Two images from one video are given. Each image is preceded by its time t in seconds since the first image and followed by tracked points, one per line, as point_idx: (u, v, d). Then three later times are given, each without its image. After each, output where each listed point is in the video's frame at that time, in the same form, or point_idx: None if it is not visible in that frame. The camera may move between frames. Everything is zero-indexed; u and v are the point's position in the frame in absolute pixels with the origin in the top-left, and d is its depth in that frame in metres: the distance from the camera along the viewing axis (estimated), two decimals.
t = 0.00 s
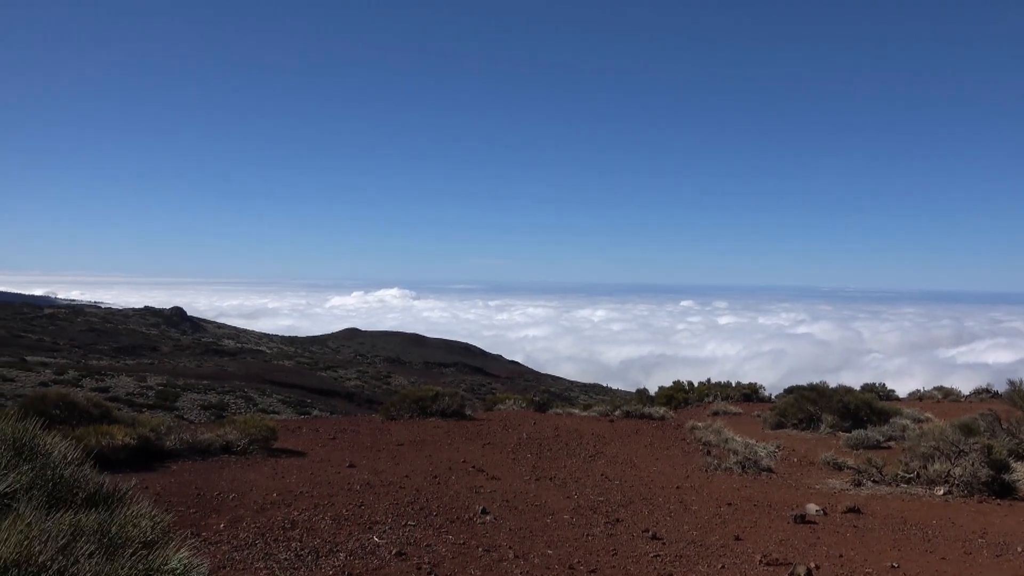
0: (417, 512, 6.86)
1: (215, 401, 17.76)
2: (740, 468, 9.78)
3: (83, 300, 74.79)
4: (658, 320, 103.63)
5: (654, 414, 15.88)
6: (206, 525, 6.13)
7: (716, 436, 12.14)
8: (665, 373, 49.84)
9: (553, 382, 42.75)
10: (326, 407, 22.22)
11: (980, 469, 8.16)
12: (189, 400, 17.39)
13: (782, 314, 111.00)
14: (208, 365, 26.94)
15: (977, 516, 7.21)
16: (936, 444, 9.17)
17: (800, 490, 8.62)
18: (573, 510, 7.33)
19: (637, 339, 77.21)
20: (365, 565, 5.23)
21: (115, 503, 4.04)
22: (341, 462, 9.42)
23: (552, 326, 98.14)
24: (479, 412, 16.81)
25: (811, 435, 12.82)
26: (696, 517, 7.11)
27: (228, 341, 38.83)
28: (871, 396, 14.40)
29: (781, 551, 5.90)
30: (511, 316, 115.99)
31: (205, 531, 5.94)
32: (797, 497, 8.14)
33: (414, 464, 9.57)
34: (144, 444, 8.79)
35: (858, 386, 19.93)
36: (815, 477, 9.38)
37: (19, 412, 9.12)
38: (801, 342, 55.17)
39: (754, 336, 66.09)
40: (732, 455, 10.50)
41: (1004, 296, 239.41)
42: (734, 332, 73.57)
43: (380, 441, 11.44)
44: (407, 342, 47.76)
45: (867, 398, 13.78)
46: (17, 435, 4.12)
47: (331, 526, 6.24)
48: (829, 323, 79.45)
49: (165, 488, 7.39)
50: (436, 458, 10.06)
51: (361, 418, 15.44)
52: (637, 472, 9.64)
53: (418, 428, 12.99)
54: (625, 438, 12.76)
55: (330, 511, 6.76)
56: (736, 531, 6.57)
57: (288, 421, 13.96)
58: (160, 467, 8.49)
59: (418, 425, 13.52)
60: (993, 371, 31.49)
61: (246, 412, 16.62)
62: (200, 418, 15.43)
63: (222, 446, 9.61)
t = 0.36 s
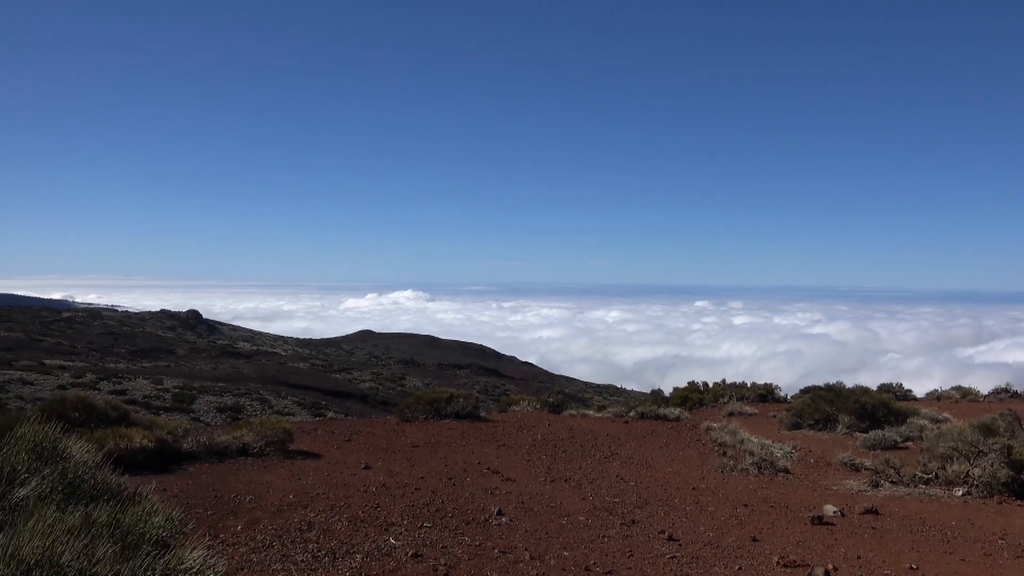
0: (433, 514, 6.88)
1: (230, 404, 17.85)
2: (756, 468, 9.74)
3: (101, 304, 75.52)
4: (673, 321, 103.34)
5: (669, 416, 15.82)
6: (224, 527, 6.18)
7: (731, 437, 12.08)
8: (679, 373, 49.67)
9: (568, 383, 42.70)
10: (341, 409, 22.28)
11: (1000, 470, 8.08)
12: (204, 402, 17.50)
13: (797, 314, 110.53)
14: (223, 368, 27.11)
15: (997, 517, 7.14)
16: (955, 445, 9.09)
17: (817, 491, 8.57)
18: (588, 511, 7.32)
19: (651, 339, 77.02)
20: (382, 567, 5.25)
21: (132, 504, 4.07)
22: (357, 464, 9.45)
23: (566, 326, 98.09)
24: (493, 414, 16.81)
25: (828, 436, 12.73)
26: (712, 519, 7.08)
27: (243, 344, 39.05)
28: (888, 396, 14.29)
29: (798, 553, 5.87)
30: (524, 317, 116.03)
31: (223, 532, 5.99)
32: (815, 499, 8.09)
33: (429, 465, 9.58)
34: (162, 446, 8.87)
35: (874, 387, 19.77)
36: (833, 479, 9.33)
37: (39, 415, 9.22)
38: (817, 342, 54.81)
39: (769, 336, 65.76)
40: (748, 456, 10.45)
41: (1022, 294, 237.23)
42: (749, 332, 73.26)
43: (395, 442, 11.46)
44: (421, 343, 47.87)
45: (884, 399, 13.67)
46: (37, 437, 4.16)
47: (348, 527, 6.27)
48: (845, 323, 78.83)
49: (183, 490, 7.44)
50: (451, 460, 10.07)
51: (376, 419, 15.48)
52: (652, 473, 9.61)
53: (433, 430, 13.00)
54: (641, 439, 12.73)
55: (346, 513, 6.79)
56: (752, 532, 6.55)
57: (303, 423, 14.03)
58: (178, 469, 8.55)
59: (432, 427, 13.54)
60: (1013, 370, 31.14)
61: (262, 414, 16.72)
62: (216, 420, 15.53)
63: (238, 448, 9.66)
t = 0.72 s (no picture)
0: (448, 515, 6.89)
1: (244, 405, 17.94)
2: (771, 471, 9.70)
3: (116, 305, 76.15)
4: (685, 323, 103.08)
5: (682, 417, 15.78)
6: (239, 527, 6.21)
7: (745, 440, 12.02)
8: (693, 375, 49.52)
9: (580, 384, 42.67)
10: (353, 410, 22.35)
11: (1017, 473, 8.00)
12: (219, 403, 17.60)
13: (811, 315, 109.87)
14: (237, 369, 27.26)
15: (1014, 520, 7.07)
16: (972, 447, 9.01)
17: (833, 494, 8.52)
18: (602, 513, 7.31)
19: (664, 341, 76.88)
20: (396, 568, 5.26)
21: (154, 506, 4.09)
22: (371, 465, 9.46)
23: (578, 328, 98.01)
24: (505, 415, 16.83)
25: (842, 438, 12.66)
26: (726, 521, 7.06)
27: (256, 345, 39.25)
28: (904, 399, 14.18)
29: (814, 556, 5.84)
30: (536, 318, 116.03)
31: (239, 533, 6.03)
32: (831, 501, 8.04)
33: (443, 467, 9.59)
34: (177, 446, 8.93)
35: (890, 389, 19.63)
36: (848, 481, 9.26)
37: (57, 415, 9.31)
38: (832, 344, 54.52)
39: (783, 338, 65.48)
40: (762, 459, 10.41)
41: None
42: (763, 334, 72.94)
43: (408, 443, 11.50)
44: (434, 345, 47.96)
45: (899, 401, 13.59)
46: (59, 438, 4.21)
47: (363, 528, 6.29)
48: (860, 325, 78.22)
49: (199, 490, 7.49)
50: (464, 461, 10.07)
51: (389, 420, 15.52)
52: (666, 475, 9.59)
53: (446, 431, 13.01)
54: (654, 441, 12.70)
55: (360, 514, 6.80)
56: (768, 535, 6.51)
57: (317, 423, 14.09)
58: (193, 469, 8.60)
59: (445, 428, 13.55)
60: None
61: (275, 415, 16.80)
62: (229, 421, 15.63)
63: (253, 449, 9.70)
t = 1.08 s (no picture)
0: (462, 517, 6.90)
1: (259, 406, 18.05)
2: (787, 473, 9.64)
3: (132, 307, 76.82)
4: (700, 324, 102.68)
5: (697, 419, 15.72)
6: (256, 528, 6.25)
7: (761, 442, 11.96)
8: (707, 376, 49.33)
9: (594, 386, 42.63)
10: (368, 411, 22.42)
11: None
12: (234, 405, 17.72)
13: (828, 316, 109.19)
14: (253, 370, 27.42)
15: None
16: (991, 450, 8.92)
17: (850, 496, 8.46)
18: (617, 515, 7.30)
19: (679, 342, 76.65)
20: (411, 569, 5.28)
21: (174, 508, 4.11)
22: (385, 467, 9.49)
23: (593, 329, 97.88)
24: (520, 416, 16.83)
25: (859, 440, 12.57)
26: (742, 523, 7.03)
27: (271, 347, 39.46)
28: (921, 400, 14.05)
29: (831, 559, 5.81)
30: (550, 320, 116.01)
31: (255, 534, 6.06)
32: (847, 504, 7.98)
33: (457, 468, 9.60)
34: (194, 447, 8.99)
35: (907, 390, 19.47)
36: (865, 483, 9.20)
37: (76, 417, 9.40)
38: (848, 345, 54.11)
39: (799, 339, 65.09)
40: (779, 461, 10.36)
41: None
42: (779, 335, 72.51)
43: (422, 445, 11.52)
44: (448, 346, 48.03)
45: (916, 402, 13.47)
46: (80, 439, 4.25)
47: (378, 529, 6.31)
48: (877, 326, 77.54)
49: (215, 491, 7.54)
50: (479, 463, 10.08)
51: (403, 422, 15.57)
52: (681, 477, 9.56)
53: (460, 432, 13.03)
54: (669, 443, 12.66)
55: (375, 515, 6.82)
56: (784, 538, 6.48)
57: (331, 425, 14.16)
58: (209, 470, 8.67)
59: (460, 429, 13.57)
60: None
61: (289, 416, 16.88)
62: (245, 422, 15.74)
63: (269, 450, 9.75)
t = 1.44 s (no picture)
0: (477, 519, 6.90)
1: (277, 406, 18.16)
2: (804, 479, 9.56)
3: (152, 305, 77.55)
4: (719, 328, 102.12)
5: (713, 423, 15.64)
6: (271, 527, 6.28)
7: (778, 447, 11.87)
8: (725, 381, 49.03)
9: (611, 389, 42.50)
10: (384, 412, 22.49)
11: None
12: (252, 404, 17.82)
13: (848, 321, 108.23)
14: (271, 370, 27.59)
15: None
16: (1012, 458, 8.80)
17: (868, 503, 8.38)
18: (632, 519, 7.27)
19: (697, 346, 76.27)
20: (425, 570, 5.29)
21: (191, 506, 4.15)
22: (400, 468, 9.51)
23: (610, 332, 97.61)
24: (535, 419, 16.81)
25: (878, 447, 12.45)
26: (758, 529, 6.98)
27: (289, 347, 39.69)
28: (942, 407, 13.88)
29: (848, 567, 5.76)
30: (567, 323, 115.85)
31: (271, 533, 6.10)
32: (865, 511, 7.91)
33: (472, 470, 9.61)
34: (212, 446, 9.07)
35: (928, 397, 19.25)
36: (884, 491, 9.11)
37: (96, 415, 9.50)
38: (868, 351, 53.56)
39: (818, 344, 64.53)
40: (796, 467, 10.28)
41: None
42: (798, 339, 71.92)
43: (438, 447, 11.53)
44: (464, 348, 48.06)
45: (936, 409, 13.31)
46: (100, 438, 4.30)
47: (392, 530, 6.33)
48: (897, 332, 76.71)
49: (232, 490, 7.59)
50: (494, 465, 10.08)
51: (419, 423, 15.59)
52: (697, 482, 9.51)
53: (475, 435, 13.04)
54: (686, 447, 12.59)
55: (390, 516, 6.83)
56: (800, 544, 6.43)
57: (347, 426, 14.22)
58: (226, 469, 8.73)
59: (475, 431, 13.57)
60: None
61: (306, 416, 16.97)
62: (262, 422, 15.84)
63: (286, 450, 9.80)
